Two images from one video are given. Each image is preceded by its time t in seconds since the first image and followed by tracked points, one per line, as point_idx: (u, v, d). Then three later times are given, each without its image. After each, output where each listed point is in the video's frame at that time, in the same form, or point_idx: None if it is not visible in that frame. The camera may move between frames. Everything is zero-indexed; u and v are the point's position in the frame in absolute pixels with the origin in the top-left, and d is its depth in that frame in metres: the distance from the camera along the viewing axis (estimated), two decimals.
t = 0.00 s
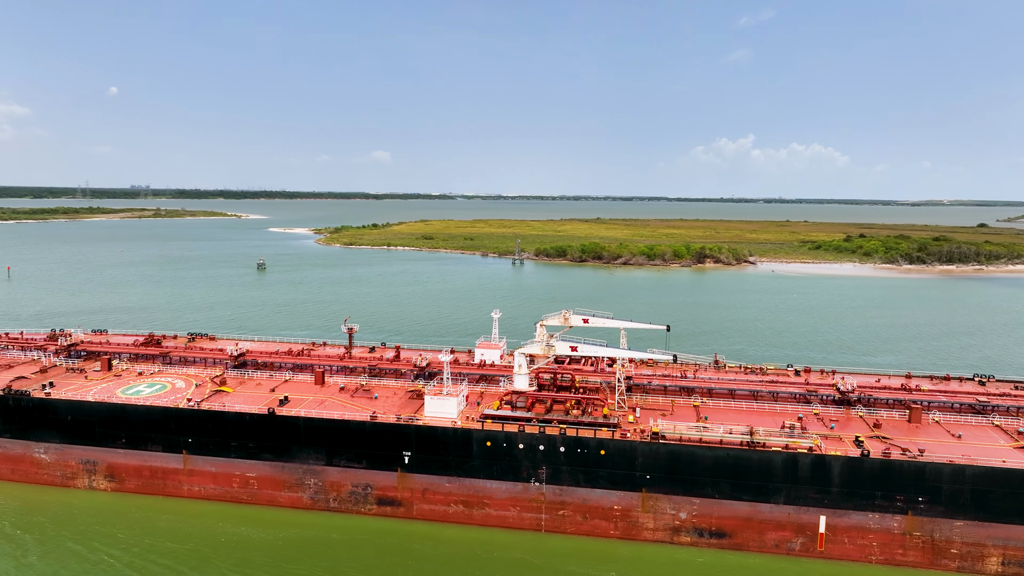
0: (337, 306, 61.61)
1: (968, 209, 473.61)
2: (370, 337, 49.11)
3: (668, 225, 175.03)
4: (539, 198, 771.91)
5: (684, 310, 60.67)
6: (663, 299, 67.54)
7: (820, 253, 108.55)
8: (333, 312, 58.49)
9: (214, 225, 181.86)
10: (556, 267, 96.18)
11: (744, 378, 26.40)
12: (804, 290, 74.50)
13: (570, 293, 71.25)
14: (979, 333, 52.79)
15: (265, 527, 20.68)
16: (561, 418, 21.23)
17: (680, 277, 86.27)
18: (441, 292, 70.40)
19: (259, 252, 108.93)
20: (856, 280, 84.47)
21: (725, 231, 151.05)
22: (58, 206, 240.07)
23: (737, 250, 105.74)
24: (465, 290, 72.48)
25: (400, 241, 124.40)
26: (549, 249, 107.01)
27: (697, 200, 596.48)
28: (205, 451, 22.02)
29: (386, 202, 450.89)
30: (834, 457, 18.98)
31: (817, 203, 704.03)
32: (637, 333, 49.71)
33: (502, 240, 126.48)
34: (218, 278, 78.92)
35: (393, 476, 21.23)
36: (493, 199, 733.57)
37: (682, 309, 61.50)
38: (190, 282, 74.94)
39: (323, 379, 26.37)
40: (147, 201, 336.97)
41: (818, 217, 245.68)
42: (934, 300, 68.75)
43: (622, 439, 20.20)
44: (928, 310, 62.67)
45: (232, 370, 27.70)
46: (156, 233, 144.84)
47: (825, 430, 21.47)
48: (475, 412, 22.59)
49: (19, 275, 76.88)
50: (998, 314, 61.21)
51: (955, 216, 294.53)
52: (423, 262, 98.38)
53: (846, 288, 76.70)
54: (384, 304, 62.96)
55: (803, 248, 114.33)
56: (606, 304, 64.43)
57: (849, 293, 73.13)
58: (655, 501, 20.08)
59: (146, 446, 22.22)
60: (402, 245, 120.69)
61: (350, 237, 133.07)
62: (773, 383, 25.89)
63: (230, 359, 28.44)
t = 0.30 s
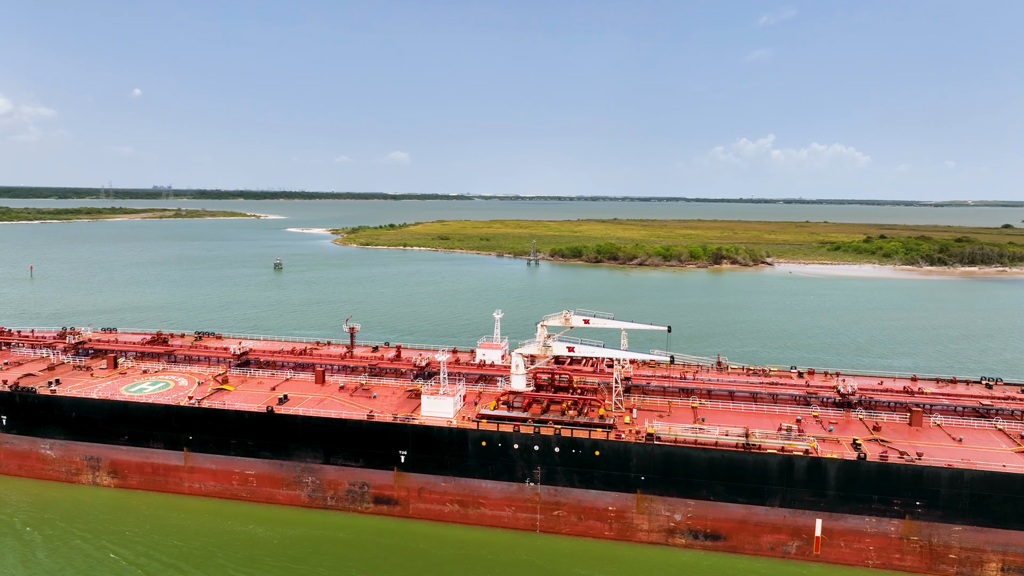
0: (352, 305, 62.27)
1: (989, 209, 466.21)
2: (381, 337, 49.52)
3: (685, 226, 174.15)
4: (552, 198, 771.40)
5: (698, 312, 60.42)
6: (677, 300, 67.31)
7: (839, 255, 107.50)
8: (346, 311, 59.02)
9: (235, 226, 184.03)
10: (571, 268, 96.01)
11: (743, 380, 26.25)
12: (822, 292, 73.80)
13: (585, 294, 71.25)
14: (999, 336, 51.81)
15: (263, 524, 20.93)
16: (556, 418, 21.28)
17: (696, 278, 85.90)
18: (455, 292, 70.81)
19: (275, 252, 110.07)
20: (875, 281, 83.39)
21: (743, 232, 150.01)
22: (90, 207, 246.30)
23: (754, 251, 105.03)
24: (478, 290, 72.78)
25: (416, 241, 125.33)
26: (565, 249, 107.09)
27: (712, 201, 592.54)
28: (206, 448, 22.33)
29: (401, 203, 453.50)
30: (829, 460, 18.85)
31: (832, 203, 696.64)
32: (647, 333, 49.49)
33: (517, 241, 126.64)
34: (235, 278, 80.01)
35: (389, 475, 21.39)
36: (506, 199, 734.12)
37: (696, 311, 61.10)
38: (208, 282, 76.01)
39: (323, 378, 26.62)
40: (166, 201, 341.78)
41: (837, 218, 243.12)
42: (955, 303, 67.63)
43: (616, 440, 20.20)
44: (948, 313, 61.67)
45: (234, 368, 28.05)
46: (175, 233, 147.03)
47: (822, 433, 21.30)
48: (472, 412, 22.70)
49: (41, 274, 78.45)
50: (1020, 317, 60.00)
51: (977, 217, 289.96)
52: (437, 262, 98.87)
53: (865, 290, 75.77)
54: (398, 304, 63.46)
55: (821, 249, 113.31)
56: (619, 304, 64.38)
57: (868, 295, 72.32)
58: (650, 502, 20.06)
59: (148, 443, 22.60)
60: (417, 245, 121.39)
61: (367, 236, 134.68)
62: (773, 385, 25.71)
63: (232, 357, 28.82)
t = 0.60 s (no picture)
0: (365, 305, 62.72)
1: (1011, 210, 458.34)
2: (391, 337, 49.82)
3: (703, 226, 173.00)
4: (565, 198, 770.12)
5: (711, 313, 60.07)
6: (691, 301, 66.97)
7: (858, 256, 106.29)
8: (358, 310, 59.45)
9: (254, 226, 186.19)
10: (585, 268, 95.76)
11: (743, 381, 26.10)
12: (840, 294, 72.96)
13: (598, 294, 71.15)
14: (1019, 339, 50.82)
15: (260, 521, 21.18)
16: (551, 419, 21.32)
17: (712, 279, 85.36)
18: (468, 292, 71.12)
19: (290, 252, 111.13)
20: (894, 283, 82.23)
21: (761, 232, 148.65)
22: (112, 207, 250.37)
23: (771, 252, 104.14)
24: (491, 290, 72.87)
25: (432, 241, 126.46)
26: (579, 250, 106.94)
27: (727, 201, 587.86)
28: (206, 446, 22.64)
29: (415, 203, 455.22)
30: (825, 462, 18.72)
31: (849, 203, 688.74)
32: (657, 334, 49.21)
33: (532, 241, 126.59)
34: (252, 277, 80.97)
35: (385, 474, 21.54)
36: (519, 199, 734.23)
37: (709, 312, 60.79)
38: (224, 281, 77.01)
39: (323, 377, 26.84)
40: (185, 201, 346.41)
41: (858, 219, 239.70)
42: (976, 305, 66.43)
43: (611, 441, 20.20)
44: (967, 316, 60.59)
45: (236, 367, 28.38)
46: (194, 233, 149.06)
47: (820, 435, 21.14)
48: (468, 412, 22.76)
49: (62, 272, 80.16)
50: None
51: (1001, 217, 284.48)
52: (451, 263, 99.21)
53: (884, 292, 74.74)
54: (411, 304, 63.80)
55: (841, 250, 112.02)
56: (632, 304, 64.25)
57: (886, 297, 71.39)
58: (644, 503, 20.03)
59: (150, 440, 22.94)
60: (431, 245, 121.83)
61: (384, 237, 136.34)
62: (773, 387, 25.53)
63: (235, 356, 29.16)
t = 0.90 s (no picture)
0: (377, 305, 63.18)
1: None
2: (401, 338, 50.14)
3: (720, 226, 171.91)
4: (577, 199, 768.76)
5: (723, 314, 59.79)
6: (704, 302, 66.73)
7: (877, 257, 105.08)
8: (370, 309, 59.92)
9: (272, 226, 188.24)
10: (599, 269, 95.55)
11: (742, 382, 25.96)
12: (857, 295, 72.19)
13: (610, 295, 71.12)
14: None
15: (258, 519, 21.42)
16: (546, 419, 21.36)
17: (728, 280, 84.92)
18: (481, 293, 71.48)
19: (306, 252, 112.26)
20: (913, 285, 81.11)
21: (779, 233, 147.36)
22: (135, 207, 255.48)
23: (788, 253, 103.26)
24: (503, 291, 73.06)
25: (447, 241, 127.37)
26: (594, 250, 106.77)
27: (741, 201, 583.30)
28: (206, 443, 22.95)
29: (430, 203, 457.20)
30: (820, 465, 18.59)
31: (866, 203, 680.63)
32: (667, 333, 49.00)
33: (547, 242, 126.60)
34: (268, 277, 81.96)
35: (382, 473, 21.69)
36: (531, 199, 733.95)
37: (720, 313, 60.52)
38: (239, 280, 77.99)
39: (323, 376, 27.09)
40: (203, 202, 350.89)
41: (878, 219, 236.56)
42: (996, 308, 65.27)
43: (605, 441, 20.20)
44: (987, 318, 59.61)
45: (239, 366, 28.72)
46: (211, 233, 150.98)
47: (816, 438, 20.99)
48: (465, 413, 22.78)
49: (81, 271, 81.75)
50: None
51: None
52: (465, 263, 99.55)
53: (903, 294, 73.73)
54: (424, 304, 64.18)
55: (859, 251, 110.78)
56: (644, 305, 64.14)
57: (904, 298, 70.53)
58: (638, 504, 20.01)
59: (151, 438, 23.29)
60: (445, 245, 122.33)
61: (399, 236, 137.75)
62: (772, 388, 25.36)
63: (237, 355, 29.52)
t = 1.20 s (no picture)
0: (388, 305, 63.59)
1: None
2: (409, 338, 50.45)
3: (736, 227, 170.86)
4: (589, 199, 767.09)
5: (734, 315, 59.52)
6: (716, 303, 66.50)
7: (895, 258, 103.87)
8: (380, 309, 60.34)
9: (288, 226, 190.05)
10: (612, 270, 95.35)
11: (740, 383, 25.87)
12: (873, 297, 71.41)
13: (622, 296, 71.08)
14: None
15: (255, 516, 21.68)
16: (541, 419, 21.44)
17: (742, 281, 84.49)
18: (492, 293, 71.70)
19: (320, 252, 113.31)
20: (931, 286, 79.99)
21: (795, 234, 146.05)
22: (155, 207, 259.51)
23: (805, 254, 102.40)
24: (515, 291, 73.31)
25: (461, 241, 128.10)
26: (607, 250, 106.56)
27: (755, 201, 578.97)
28: (206, 441, 23.28)
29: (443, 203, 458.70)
30: (813, 466, 18.53)
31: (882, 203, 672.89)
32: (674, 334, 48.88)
33: (560, 242, 126.58)
34: (282, 276, 82.87)
35: (377, 471, 21.88)
36: (542, 199, 733.43)
37: (731, 313, 60.27)
38: (254, 280, 78.94)
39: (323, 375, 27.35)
40: (219, 202, 354.70)
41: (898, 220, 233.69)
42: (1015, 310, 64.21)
43: (599, 442, 20.25)
44: (1005, 321, 58.69)
45: (240, 364, 29.07)
46: (228, 233, 152.74)
47: (811, 439, 20.90)
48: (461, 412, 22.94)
49: (98, 271, 83.05)
50: None
51: None
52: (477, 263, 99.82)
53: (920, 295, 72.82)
54: (435, 304, 64.51)
55: (877, 252, 109.51)
56: (656, 306, 64.10)
57: (921, 300, 69.69)
58: (631, 505, 20.02)
59: (152, 435, 23.66)
60: (458, 246, 122.83)
61: (413, 236, 138.99)
62: (770, 389, 25.24)
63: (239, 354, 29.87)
